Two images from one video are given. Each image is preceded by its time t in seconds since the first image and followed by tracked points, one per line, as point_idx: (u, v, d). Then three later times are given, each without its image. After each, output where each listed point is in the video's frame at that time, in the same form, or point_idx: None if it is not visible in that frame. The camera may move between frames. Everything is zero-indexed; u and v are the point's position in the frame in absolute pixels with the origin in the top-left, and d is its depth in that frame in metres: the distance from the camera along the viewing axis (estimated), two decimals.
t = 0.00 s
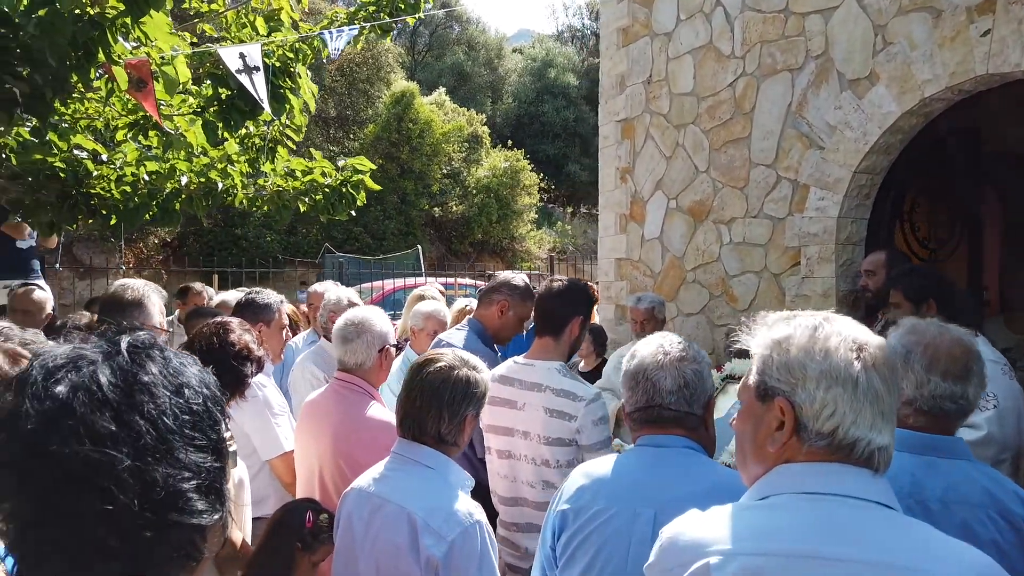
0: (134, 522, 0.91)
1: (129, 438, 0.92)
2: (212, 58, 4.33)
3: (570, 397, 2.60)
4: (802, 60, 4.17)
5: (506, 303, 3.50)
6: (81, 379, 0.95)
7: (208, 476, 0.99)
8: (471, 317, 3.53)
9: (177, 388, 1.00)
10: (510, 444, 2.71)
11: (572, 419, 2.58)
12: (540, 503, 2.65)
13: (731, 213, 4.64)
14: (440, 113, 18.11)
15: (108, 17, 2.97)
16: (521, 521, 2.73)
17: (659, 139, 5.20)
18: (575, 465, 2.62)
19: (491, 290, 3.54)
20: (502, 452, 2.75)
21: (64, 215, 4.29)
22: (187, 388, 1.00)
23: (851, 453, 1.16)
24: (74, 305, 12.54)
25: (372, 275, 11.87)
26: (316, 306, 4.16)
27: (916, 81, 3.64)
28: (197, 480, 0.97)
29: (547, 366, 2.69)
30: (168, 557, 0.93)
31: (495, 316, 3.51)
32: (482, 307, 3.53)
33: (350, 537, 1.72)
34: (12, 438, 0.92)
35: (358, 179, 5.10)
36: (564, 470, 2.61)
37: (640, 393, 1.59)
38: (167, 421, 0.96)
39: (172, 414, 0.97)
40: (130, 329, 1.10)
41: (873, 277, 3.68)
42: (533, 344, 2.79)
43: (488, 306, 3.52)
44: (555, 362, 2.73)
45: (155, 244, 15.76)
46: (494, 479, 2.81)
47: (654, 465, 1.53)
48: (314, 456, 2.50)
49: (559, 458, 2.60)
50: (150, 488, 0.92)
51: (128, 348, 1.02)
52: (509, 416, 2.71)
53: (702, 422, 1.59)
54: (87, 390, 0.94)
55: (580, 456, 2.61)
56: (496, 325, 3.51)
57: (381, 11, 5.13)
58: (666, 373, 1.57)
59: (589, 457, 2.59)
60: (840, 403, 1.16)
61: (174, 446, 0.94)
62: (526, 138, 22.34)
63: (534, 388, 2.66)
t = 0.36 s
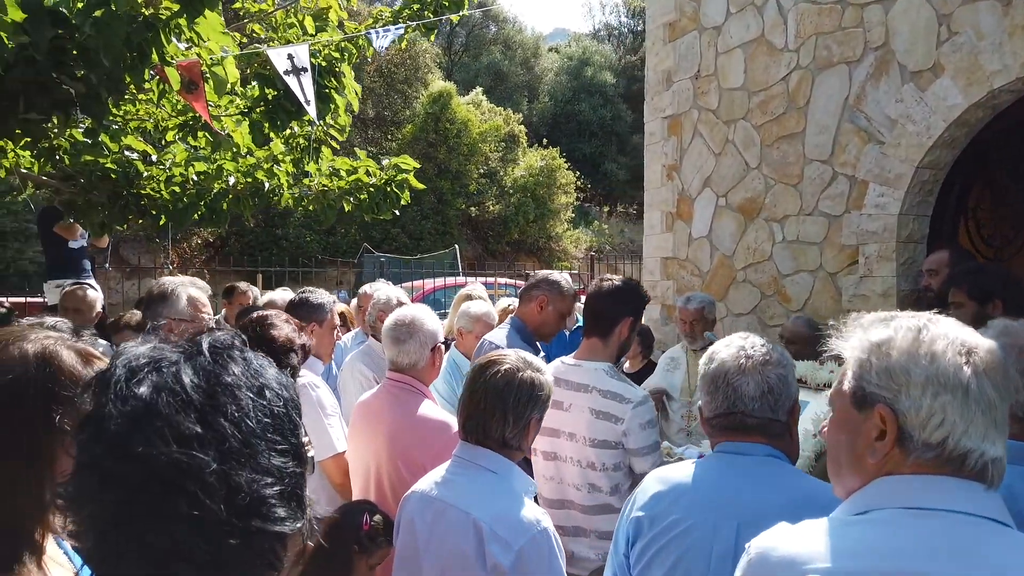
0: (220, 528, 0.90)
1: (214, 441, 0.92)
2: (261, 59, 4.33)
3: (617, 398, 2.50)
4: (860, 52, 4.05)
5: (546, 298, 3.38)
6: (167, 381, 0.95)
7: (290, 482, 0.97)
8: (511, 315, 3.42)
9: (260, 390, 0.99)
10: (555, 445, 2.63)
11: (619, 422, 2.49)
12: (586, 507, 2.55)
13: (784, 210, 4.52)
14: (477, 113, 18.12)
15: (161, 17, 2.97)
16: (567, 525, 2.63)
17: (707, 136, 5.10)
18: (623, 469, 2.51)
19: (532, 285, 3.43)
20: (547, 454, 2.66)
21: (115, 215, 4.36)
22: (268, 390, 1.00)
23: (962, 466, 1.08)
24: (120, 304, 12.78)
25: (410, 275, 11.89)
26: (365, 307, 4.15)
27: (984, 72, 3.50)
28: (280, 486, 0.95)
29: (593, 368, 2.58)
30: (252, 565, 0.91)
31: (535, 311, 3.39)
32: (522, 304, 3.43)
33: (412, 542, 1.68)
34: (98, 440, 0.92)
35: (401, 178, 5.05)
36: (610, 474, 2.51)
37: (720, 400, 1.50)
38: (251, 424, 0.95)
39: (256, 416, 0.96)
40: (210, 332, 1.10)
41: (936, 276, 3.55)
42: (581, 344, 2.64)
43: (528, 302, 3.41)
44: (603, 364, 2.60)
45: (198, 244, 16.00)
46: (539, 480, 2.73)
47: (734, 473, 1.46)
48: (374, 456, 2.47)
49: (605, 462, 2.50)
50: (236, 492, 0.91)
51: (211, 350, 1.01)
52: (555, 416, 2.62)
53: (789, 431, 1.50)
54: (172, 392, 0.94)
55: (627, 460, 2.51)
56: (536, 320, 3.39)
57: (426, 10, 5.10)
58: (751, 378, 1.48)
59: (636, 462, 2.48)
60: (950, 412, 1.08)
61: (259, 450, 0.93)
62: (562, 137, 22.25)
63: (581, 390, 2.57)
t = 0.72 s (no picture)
0: (295, 547, 0.84)
1: (287, 453, 0.86)
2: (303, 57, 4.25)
3: (660, 398, 2.24)
4: (919, 42, 3.89)
5: (591, 298, 3.29)
6: (234, 389, 0.90)
7: (365, 496, 0.91)
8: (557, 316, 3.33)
9: (332, 397, 0.93)
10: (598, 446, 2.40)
11: (661, 422, 2.23)
12: (628, 513, 2.31)
13: (837, 207, 4.38)
14: (511, 112, 18.07)
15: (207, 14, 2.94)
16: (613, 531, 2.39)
17: (755, 130, 4.96)
18: (667, 473, 2.26)
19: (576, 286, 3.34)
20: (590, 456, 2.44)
21: (158, 214, 4.40)
22: (341, 398, 0.94)
23: None
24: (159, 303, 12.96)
25: (444, 274, 11.86)
26: (409, 307, 4.12)
27: None
28: (355, 501, 0.89)
29: (635, 366, 2.32)
30: None
31: (580, 312, 3.30)
32: (567, 304, 3.34)
33: (471, 553, 1.60)
34: (166, 453, 0.87)
35: (443, 176, 4.89)
36: (653, 479, 2.26)
37: (806, 408, 1.44)
38: (324, 434, 0.89)
39: (329, 426, 0.90)
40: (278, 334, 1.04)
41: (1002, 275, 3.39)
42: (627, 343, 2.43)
43: (572, 302, 3.32)
44: (646, 364, 2.34)
45: (235, 243, 16.17)
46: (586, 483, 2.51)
47: (822, 486, 1.40)
48: (420, 458, 2.41)
49: (647, 465, 2.25)
50: (310, 509, 0.85)
51: (280, 354, 0.96)
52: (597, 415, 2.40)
53: (881, 443, 1.43)
54: (242, 401, 0.88)
55: (671, 464, 2.26)
56: (581, 321, 3.28)
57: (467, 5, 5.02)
58: (840, 386, 1.41)
59: (680, 466, 2.23)
60: None
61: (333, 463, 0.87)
62: (595, 135, 22.09)
63: (622, 388, 2.33)
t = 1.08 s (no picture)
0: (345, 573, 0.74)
1: (336, 466, 0.76)
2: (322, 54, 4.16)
3: (688, 399, 2.09)
4: (954, 34, 3.79)
5: (617, 296, 3.20)
6: (274, 394, 0.79)
7: (417, 513, 0.82)
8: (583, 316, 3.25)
9: (381, 403, 0.83)
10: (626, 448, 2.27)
11: (689, 425, 2.09)
12: (658, 520, 2.15)
13: (866, 204, 4.28)
14: (522, 111, 18.00)
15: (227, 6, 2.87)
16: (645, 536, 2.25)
17: (779, 126, 4.86)
18: (696, 479, 2.11)
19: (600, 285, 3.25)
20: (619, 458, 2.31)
21: (175, 212, 4.26)
22: (391, 403, 0.84)
23: None
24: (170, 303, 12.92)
25: (455, 274, 11.78)
26: (431, 309, 4.04)
27: None
28: (408, 519, 0.79)
29: (663, 367, 2.17)
30: None
31: (607, 311, 3.21)
32: (593, 304, 3.25)
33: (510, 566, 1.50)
34: (200, 466, 0.76)
35: (461, 173, 4.85)
36: (683, 484, 2.11)
37: (873, 412, 1.36)
38: (375, 444, 0.79)
39: (380, 435, 0.80)
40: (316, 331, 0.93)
41: None
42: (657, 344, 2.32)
43: (599, 302, 3.23)
44: (679, 364, 2.23)
45: (246, 243, 16.13)
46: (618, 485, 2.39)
47: (893, 496, 1.30)
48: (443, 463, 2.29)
49: (676, 469, 2.11)
50: (362, 529, 0.75)
51: (323, 353, 0.85)
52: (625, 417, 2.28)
53: (954, 450, 1.34)
54: (284, 407, 0.78)
55: (702, 467, 2.10)
56: (609, 321, 3.20)
57: None
58: (910, 391, 1.33)
59: (711, 471, 2.07)
60: None
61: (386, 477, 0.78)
62: (606, 134, 21.99)
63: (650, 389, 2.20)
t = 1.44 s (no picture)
0: None
1: (364, 490, 0.72)
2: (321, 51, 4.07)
3: (705, 405, 2.04)
4: (963, 32, 3.75)
5: (627, 296, 3.12)
6: (295, 410, 0.74)
7: (446, 538, 0.78)
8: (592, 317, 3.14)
9: (409, 420, 0.79)
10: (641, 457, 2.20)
11: (707, 432, 2.03)
12: (676, 529, 2.09)
13: (872, 204, 4.24)
14: (519, 111, 17.95)
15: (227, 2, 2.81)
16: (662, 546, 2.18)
17: (784, 125, 4.82)
18: (716, 486, 2.05)
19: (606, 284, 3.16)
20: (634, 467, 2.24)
21: (171, 213, 4.19)
22: (419, 420, 0.80)
23: None
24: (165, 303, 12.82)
25: (452, 275, 11.71)
26: (435, 310, 3.97)
27: None
28: (438, 544, 0.76)
29: (678, 372, 2.13)
30: None
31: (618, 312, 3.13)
32: (603, 305, 3.16)
33: None
34: (217, 488, 0.72)
35: (462, 173, 4.78)
36: (700, 492, 2.05)
37: (909, 423, 1.31)
38: (405, 466, 0.75)
39: (410, 456, 0.76)
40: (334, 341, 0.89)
41: None
42: (668, 349, 2.27)
43: (609, 304, 3.14)
44: (692, 369, 2.17)
45: (242, 244, 16.03)
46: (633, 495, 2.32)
47: (928, 508, 1.28)
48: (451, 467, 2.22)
49: (695, 477, 2.04)
50: (392, 558, 0.71)
51: (347, 368, 0.81)
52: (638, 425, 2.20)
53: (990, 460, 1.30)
54: (307, 424, 0.73)
55: (720, 474, 2.05)
56: (619, 321, 3.12)
57: None
58: (948, 401, 1.28)
59: (730, 477, 2.02)
60: None
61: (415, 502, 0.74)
62: (603, 134, 21.94)
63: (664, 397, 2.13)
